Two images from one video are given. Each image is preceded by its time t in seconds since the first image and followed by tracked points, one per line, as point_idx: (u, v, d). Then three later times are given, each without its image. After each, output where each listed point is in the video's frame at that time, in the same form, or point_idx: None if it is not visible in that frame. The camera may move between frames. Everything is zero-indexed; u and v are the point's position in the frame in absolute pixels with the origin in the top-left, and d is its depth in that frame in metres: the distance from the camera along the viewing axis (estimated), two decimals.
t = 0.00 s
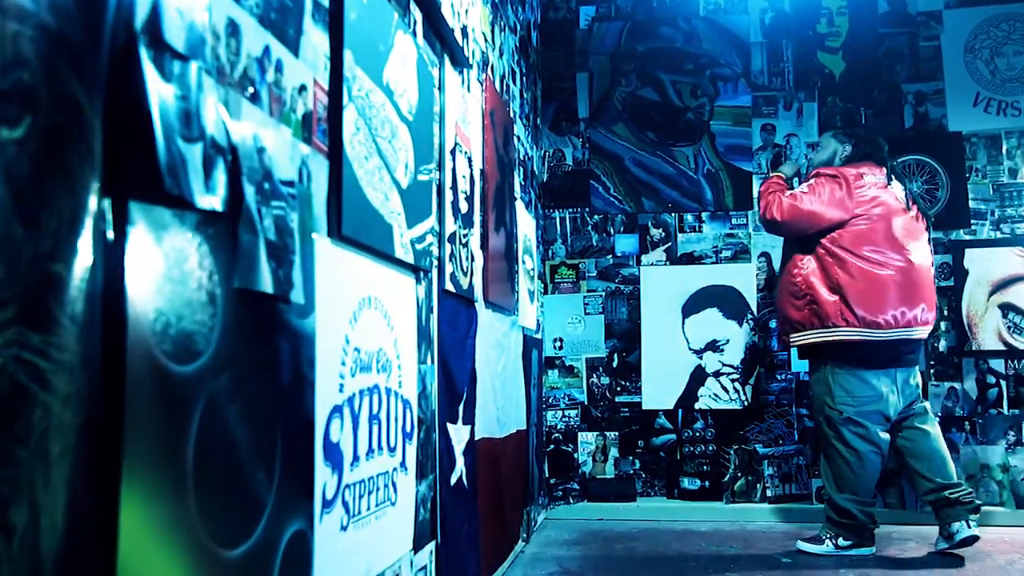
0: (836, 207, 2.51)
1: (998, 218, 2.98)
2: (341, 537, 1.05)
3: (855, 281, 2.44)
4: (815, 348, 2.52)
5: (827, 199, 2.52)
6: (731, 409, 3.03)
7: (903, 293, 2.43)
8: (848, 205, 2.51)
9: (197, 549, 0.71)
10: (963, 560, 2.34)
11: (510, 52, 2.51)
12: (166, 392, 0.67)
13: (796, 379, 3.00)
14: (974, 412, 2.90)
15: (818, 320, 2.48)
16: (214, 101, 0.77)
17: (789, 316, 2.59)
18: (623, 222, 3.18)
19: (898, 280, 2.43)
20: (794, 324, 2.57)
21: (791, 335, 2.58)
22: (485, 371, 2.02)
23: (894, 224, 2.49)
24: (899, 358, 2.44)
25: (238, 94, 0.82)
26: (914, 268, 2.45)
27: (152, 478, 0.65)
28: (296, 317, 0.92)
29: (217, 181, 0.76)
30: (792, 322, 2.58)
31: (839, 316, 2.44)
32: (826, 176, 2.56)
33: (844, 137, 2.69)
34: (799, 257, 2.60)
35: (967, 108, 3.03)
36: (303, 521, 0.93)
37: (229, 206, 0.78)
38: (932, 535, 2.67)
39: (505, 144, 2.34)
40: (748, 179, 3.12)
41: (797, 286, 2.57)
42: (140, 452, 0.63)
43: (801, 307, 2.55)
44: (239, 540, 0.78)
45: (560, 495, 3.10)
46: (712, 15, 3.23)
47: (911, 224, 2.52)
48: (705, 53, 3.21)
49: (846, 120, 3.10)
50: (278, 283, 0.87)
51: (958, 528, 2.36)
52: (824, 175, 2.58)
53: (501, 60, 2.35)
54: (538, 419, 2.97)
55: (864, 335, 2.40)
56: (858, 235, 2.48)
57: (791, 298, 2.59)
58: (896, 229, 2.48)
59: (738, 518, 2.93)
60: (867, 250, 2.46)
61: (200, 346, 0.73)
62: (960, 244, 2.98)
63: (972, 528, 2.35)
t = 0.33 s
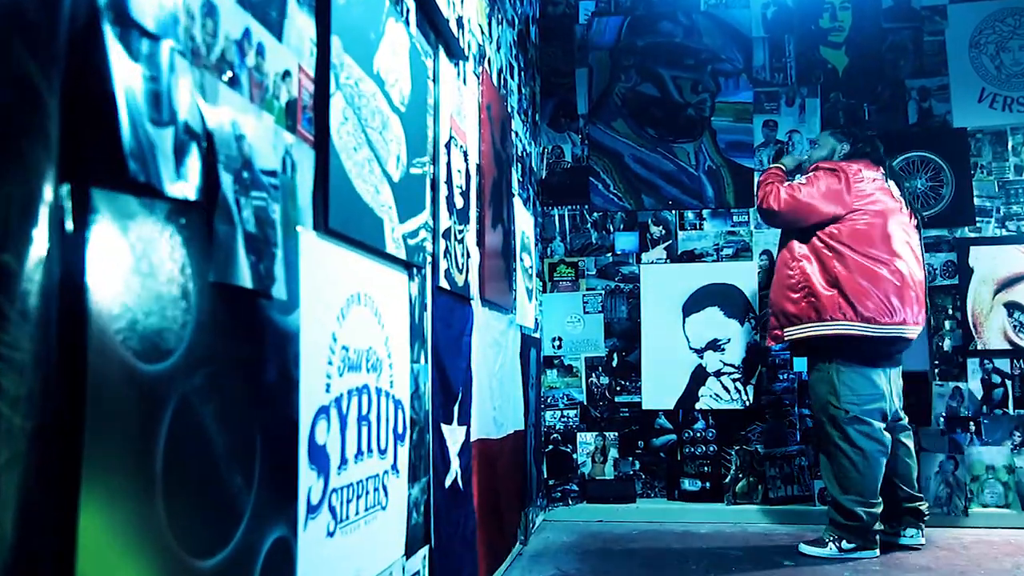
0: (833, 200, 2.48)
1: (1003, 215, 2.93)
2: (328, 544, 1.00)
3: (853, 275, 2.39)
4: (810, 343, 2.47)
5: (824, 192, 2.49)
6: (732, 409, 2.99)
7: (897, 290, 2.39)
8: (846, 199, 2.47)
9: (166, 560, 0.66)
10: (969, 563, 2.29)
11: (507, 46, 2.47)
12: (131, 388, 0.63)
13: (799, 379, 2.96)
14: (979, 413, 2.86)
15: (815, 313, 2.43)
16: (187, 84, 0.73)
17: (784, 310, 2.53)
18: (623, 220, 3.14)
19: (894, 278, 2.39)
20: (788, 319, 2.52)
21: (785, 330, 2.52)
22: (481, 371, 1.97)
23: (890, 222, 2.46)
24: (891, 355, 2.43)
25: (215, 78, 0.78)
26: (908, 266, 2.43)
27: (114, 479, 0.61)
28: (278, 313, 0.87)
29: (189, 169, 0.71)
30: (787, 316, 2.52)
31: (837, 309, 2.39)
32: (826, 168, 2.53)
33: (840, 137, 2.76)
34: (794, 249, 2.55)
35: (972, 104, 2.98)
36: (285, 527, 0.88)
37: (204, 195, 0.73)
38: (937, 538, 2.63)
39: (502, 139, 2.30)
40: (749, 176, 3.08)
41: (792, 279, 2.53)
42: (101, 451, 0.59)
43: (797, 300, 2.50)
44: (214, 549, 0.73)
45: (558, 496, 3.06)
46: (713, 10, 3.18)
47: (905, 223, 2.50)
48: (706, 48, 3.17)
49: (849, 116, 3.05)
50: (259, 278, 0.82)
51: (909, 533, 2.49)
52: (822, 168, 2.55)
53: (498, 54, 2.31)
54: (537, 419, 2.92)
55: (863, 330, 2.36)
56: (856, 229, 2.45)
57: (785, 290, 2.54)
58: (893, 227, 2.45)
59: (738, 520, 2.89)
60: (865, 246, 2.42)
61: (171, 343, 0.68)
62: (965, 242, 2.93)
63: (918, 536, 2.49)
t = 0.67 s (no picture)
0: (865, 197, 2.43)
1: (1009, 213, 2.88)
2: (312, 552, 0.96)
3: (884, 274, 2.35)
4: (828, 341, 2.39)
5: (859, 190, 2.44)
6: (733, 409, 2.94)
7: (919, 292, 2.39)
8: (879, 196, 2.44)
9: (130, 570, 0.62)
10: (976, 566, 2.25)
11: (505, 40, 2.42)
12: (90, 386, 0.58)
13: (801, 379, 2.91)
14: (984, 414, 2.81)
15: (840, 311, 2.35)
16: (157, 62, 0.68)
17: (804, 305, 2.44)
18: (622, 217, 3.09)
19: (916, 279, 2.39)
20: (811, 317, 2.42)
21: (806, 326, 2.43)
22: (477, 372, 1.93)
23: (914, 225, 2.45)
24: (899, 357, 2.41)
25: (189, 59, 0.73)
26: (924, 269, 2.43)
27: (71, 483, 0.56)
28: (257, 309, 0.83)
29: (156, 153, 0.66)
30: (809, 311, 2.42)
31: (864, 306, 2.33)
32: (859, 164, 2.48)
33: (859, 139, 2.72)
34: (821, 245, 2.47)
35: (977, 100, 2.94)
36: (264, 535, 0.83)
37: (174, 182, 0.69)
38: (942, 541, 2.59)
39: (499, 135, 2.25)
40: (751, 173, 3.03)
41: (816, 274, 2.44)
42: (55, 450, 0.55)
43: (822, 296, 2.40)
44: (183, 558, 0.69)
45: (556, 497, 3.01)
46: (713, 4, 3.14)
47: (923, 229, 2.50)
48: (707, 43, 3.13)
49: (852, 112, 3.00)
50: (235, 272, 0.77)
51: (910, 539, 2.44)
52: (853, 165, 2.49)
53: (495, 47, 2.26)
54: (535, 419, 2.88)
55: (887, 331, 2.31)
56: (885, 226, 2.42)
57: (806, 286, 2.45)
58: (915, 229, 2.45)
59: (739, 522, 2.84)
60: (894, 244, 2.40)
61: (136, 339, 0.63)
62: (970, 240, 2.88)
63: (919, 542, 2.44)
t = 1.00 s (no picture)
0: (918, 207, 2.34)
1: (1015, 210, 2.83)
2: (293, 561, 0.90)
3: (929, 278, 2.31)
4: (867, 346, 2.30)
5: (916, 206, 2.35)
6: (734, 410, 2.89)
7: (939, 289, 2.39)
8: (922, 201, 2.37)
9: None
10: (983, 570, 2.20)
11: (502, 33, 2.37)
12: (37, 381, 0.53)
13: (802, 379, 2.86)
14: (989, 415, 2.76)
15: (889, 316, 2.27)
16: (119, 38, 0.63)
17: (851, 312, 2.32)
18: (622, 215, 3.05)
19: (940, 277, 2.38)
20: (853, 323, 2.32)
21: (846, 332, 2.33)
22: (472, 372, 1.88)
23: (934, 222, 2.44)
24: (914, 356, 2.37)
25: (156, 37, 0.68)
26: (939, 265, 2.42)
27: (15, 488, 0.51)
28: (232, 303, 0.78)
29: (115, 136, 0.61)
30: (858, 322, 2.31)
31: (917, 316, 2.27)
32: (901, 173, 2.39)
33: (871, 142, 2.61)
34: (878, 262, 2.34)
35: (982, 95, 2.89)
36: (238, 545, 0.78)
37: (137, 167, 0.64)
38: (947, 545, 2.53)
39: (496, 129, 2.20)
40: (752, 169, 2.98)
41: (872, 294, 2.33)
42: None
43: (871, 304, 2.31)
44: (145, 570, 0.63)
45: (554, 500, 2.96)
46: None
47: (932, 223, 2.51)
48: (707, 38, 3.08)
49: (855, 108, 2.96)
50: (205, 264, 0.72)
51: (915, 543, 2.40)
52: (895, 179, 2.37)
53: (491, 39, 2.21)
54: (532, 420, 2.83)
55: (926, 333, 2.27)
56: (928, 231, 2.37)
57: (864, 305, 2.31)
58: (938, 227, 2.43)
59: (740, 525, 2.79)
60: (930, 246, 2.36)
61: (92, 335, 0.59)
62: (975, 237, 2.83)
63: (924, 546, 2.40)
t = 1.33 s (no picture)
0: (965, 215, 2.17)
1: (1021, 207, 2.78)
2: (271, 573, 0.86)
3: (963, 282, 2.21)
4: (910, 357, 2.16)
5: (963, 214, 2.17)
6: (735, 411, 2.84)
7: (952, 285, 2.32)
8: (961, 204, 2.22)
9: None
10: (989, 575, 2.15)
11: (498, 26, 2.32)
12: None
13: (804, 379, 2.81)
14: (994, 415, 2.71)
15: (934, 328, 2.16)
16: (70, 7, 0.58)
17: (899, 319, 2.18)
18: (620, 212, 3.00)
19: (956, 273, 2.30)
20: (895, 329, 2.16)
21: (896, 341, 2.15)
22: (466, 372, 1.83)
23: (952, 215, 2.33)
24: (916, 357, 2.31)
25: (116, 9, 0.63)
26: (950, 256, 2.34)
27: None
28: (203, 298, 0.73)
29: (65, 114, 0.56)
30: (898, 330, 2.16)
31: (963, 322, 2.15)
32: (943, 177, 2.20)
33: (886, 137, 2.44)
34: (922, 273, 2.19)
35: (987, 90, 2.84)
36: (208, 555, 0.73)
37: (92, 149, 0.59)
38: (952, 548, 2.49)
39: (492, 123, 2.15)
40: (753, 166, 2.93)
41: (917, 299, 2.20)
42: None
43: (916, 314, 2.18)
44: None
45: (552, 502, 2.92)
46: None
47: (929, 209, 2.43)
48: (707, 32, 3.03)
49: (858, 103, 2.91)
50: (170, 255, 0.67)
51: (923, 547, 2.34)
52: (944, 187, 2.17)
53: (487, 31, 2.17)
54: (529, 421, 2.78)
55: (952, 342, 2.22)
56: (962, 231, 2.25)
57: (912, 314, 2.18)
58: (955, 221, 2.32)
59: (741, 528, 2.74)
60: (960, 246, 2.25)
61: (39, 331, 0.54)
62: (980, 235, 2.79)
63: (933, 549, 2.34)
